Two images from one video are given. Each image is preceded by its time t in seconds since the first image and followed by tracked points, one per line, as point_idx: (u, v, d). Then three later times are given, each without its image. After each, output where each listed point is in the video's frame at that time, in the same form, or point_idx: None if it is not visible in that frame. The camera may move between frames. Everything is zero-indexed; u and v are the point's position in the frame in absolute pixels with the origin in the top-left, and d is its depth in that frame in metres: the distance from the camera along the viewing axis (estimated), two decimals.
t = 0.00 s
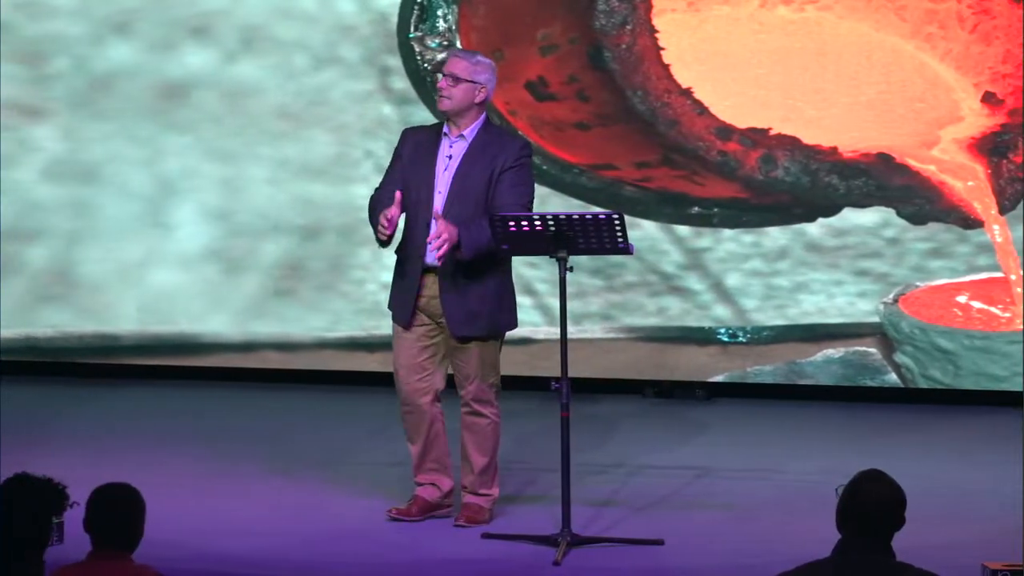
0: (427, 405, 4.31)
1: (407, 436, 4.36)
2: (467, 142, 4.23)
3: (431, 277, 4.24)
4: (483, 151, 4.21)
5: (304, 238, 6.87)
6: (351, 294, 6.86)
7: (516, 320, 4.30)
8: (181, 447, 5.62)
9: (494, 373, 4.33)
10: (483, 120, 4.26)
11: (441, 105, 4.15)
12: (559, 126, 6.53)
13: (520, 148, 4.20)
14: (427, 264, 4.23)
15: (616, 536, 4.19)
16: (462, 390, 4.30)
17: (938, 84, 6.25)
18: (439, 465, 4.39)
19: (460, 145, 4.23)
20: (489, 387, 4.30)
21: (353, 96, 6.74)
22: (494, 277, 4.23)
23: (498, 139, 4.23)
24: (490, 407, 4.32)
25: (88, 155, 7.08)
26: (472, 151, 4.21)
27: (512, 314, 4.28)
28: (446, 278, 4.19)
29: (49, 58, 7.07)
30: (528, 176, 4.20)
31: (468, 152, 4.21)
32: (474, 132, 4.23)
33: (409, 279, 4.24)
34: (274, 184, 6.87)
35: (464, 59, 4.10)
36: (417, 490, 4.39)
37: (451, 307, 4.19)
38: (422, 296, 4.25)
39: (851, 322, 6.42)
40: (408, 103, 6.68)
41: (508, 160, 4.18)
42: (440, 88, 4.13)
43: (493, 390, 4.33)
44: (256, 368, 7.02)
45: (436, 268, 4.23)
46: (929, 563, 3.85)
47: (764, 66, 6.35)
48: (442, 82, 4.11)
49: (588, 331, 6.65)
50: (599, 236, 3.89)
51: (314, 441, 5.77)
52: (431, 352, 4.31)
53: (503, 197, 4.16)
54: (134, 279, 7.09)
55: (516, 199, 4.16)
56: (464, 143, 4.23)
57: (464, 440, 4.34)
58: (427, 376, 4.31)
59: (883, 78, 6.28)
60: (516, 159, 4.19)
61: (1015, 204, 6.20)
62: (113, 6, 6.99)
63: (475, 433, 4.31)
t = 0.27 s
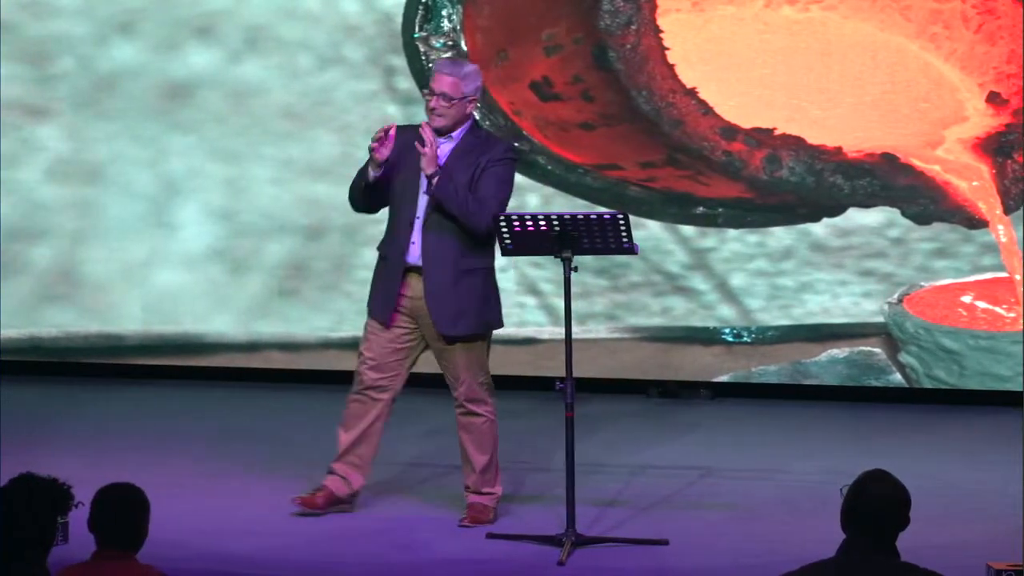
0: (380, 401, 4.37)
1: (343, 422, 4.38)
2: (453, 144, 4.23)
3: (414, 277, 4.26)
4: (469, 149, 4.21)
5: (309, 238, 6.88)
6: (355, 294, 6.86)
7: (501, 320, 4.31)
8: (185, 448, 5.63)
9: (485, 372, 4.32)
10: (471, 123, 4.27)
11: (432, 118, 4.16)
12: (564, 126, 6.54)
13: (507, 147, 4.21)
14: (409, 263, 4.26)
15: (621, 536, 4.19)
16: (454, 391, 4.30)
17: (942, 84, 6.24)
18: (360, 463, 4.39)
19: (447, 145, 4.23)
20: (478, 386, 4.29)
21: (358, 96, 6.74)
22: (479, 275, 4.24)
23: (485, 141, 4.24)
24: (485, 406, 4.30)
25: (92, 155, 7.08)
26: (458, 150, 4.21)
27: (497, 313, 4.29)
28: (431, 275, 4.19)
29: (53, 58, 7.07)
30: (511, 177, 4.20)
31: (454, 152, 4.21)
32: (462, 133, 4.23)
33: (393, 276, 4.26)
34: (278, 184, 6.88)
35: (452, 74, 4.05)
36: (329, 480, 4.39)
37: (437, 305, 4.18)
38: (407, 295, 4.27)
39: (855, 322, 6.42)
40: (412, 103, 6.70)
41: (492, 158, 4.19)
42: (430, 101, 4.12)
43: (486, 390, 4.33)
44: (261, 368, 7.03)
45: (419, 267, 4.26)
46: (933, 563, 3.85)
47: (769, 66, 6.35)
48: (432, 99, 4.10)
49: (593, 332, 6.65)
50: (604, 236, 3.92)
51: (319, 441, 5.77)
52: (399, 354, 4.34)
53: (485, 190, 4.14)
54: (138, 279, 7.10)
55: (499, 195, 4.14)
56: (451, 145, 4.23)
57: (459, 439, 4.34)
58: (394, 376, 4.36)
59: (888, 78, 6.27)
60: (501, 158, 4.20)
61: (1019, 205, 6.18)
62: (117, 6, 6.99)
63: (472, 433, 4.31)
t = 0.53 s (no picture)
0: (360, 408, 4.36)
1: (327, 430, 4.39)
2: (425, 150, 4.22)
3: (394, 283, 4.25)
4: (441, 157, 4.18)
5: (325, 238, 6.90)
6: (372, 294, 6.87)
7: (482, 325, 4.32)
8: (202, 448, 5.65)
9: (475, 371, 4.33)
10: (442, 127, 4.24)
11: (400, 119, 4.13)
12: (580, 126, 6.55)
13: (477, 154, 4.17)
14: (389, 270, 4.25)
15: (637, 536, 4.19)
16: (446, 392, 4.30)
17: (958, 83, 6.24)
18: (347, 468, 4.42)
19: (419, 152, 4.21)
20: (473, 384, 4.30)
21: (374, 96, 6.76)
22: (457, 280, 4.25)
23: (456, 147, 4.20)
24: (481, 402, 4.30)
25: (108, 154, 7.10)
26: (430, 158, 4.19)
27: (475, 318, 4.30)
28: (410, 283, 4.20)
29: (70, 58, 7.10)
30: (484, 185, 4.16)
31: (426, 159, 4.19)
32: (433, 139, 4.21)
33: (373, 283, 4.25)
34: (295, 184, 6.89)
35: (422, 71, 4.06)
36: (317, 487, 4.41)
37: (417, 312, 4.19)
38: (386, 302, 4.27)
39: (871, 322, 6.41)
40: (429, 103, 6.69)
41: (463, 167, 4.15)
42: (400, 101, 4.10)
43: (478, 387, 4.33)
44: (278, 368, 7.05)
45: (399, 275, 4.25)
46: (949, 563, 3.84)
47: (785, 65, 6.34)
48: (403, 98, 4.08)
49: (609, 331, 6.64)
50: (621, 236, 3.93)
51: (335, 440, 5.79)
52: (379, 360, 4.33)
53: (459, 204, 4.12)
54: (155, 278, 7.11)
55: (472, 207, 4.12)
56: (423, 151, 4.21)
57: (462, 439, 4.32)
58: (375, 382, 4.35)
59: (904, 78, 6.26)
60: (472, 166, 4.16)
61: None
62: (134, 6, 7.01)
63: (473, 430, 4.29)
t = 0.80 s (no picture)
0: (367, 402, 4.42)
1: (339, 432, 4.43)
2: (400, 142, 4.31)
3: (376, 278, 4.31)
4: (416, 148, 4.27)
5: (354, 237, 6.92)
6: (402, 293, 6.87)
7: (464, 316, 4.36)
8: (232, 447, 5.67)
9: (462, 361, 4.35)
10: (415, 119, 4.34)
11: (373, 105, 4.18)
12: (609, 126, 6.57)
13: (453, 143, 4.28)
14: (369, 266, 4.29)
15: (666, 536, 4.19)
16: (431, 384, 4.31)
17: (988, 83, 6.22)
18: (369, 466, 4.47)
19: (395, 144, 4.30)
20: (456, 377, 4.30)
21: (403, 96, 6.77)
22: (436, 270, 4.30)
23: (430, 137, 4.29)
24: (468, 396, 4.33)
25: (138, 154, 7.14)
26: (406, 150, 4.28)
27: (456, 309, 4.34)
28: (389, 275, 4.25)
29: (100, 58, 7.13)
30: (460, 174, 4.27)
31: (402, 151, 4.28)
32: (407, 131, 4.30)
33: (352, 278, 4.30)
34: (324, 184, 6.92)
35: (395, 58, 4.14)
36: (344, 488, 4.44)
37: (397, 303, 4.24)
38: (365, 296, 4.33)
39: (901, 322, 6.39)
40: (458, 102, 6.69)
41: (442, 158, 4.25)
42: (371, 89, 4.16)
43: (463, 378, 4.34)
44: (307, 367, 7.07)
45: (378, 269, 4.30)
46: (979, 564, 3.83)
47: (815, 65, 6.31)
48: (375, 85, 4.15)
49: (638, 331, 6.65)
50: (650, 236, 3.95)
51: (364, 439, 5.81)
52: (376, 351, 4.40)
53: (437, 193, 4.21)
54: (185, 278, 7.16)
55: (451, 196, 4.21)
56: (398, 144, 4.31)
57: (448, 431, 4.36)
58: (372, 375, 4.41)
59: (934, 77, 6.25)
60: (450, 155, 4.26)
61: None
62: (164, 6, 7.04)
63: (460, 423, 4.33)
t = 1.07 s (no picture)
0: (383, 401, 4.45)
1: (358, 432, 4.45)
2: (404, 139, 4.35)
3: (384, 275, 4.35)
4: (423, 144, 4.32)
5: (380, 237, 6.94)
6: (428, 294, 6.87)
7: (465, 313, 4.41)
8: (258, 447, 5.70)
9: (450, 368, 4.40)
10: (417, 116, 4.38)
11: (377, 102, 4.22)
12: (634, 126, 6.56)
13: (456, 137, 4.33)
14: (377, 262, 4.34)
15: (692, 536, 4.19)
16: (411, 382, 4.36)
17: (1015, 83, 6.16)
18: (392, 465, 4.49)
19: (399, 141, 4.35)
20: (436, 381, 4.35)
21: (429, 96, 6.77)
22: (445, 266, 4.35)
23: (436, 132, 4.34)
24: (438, 402, 4.36)
25: (165, 154, 7.18)
26: (411, 146, 4.32)
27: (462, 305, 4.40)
28: (398, 272, 4.29)
29: (126, 59, 7.16)
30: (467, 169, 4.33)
31: (407, 148, 4.33)
32: (410, 127, 4.34)
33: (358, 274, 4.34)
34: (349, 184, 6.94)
35: (396, 53, 4.20)
36: (369, 487, 4.45)
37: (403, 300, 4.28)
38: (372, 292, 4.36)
39: (927, 322, 6.37)
40: (484, 102, 6.71)
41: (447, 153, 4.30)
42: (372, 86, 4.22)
43: (442, 383, 4.39)
44: (332, 367, 7.09)
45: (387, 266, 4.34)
46: (1006, 565, 3.81)
47: (840, 65, 6.30)
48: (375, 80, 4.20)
49: (666, 331, 6.63)
50: (676, 235, 3.95)
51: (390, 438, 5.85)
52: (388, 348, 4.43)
53: (445, 189, 4.27)
54: (212, 278, 7.19)
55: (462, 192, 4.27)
56: (402, 140, 4.35)
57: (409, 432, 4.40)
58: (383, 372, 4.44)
59: (959, 77, 6.21)
60: (454, 149, 4.32)
61: None
62: (191, 7, 7.08)
63: (423, 428, 4.38)
